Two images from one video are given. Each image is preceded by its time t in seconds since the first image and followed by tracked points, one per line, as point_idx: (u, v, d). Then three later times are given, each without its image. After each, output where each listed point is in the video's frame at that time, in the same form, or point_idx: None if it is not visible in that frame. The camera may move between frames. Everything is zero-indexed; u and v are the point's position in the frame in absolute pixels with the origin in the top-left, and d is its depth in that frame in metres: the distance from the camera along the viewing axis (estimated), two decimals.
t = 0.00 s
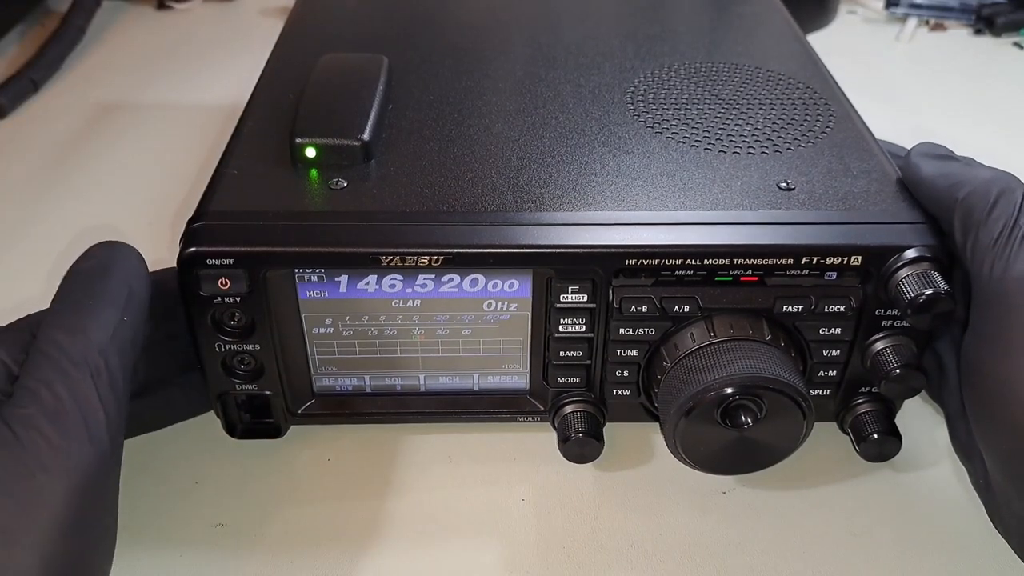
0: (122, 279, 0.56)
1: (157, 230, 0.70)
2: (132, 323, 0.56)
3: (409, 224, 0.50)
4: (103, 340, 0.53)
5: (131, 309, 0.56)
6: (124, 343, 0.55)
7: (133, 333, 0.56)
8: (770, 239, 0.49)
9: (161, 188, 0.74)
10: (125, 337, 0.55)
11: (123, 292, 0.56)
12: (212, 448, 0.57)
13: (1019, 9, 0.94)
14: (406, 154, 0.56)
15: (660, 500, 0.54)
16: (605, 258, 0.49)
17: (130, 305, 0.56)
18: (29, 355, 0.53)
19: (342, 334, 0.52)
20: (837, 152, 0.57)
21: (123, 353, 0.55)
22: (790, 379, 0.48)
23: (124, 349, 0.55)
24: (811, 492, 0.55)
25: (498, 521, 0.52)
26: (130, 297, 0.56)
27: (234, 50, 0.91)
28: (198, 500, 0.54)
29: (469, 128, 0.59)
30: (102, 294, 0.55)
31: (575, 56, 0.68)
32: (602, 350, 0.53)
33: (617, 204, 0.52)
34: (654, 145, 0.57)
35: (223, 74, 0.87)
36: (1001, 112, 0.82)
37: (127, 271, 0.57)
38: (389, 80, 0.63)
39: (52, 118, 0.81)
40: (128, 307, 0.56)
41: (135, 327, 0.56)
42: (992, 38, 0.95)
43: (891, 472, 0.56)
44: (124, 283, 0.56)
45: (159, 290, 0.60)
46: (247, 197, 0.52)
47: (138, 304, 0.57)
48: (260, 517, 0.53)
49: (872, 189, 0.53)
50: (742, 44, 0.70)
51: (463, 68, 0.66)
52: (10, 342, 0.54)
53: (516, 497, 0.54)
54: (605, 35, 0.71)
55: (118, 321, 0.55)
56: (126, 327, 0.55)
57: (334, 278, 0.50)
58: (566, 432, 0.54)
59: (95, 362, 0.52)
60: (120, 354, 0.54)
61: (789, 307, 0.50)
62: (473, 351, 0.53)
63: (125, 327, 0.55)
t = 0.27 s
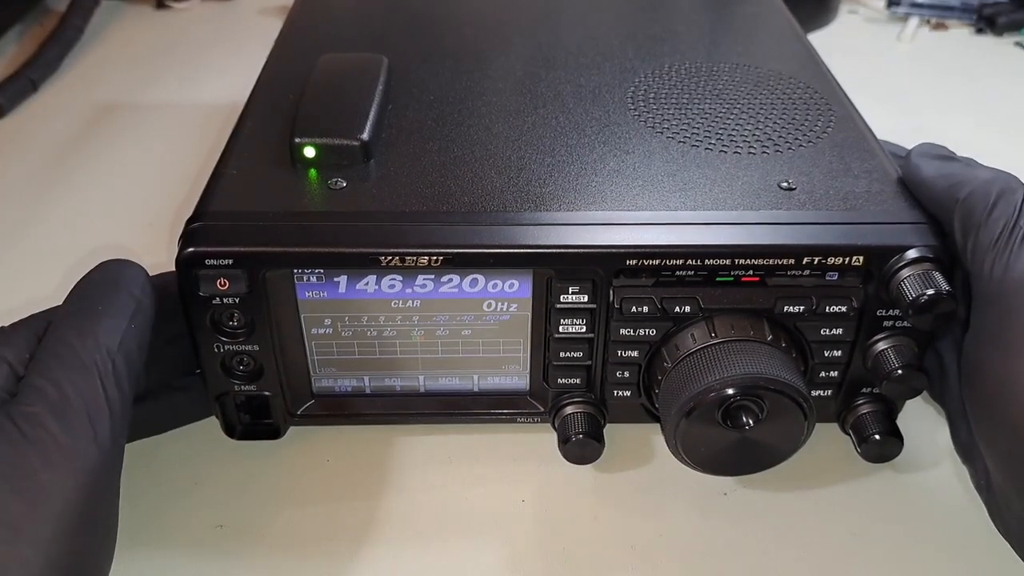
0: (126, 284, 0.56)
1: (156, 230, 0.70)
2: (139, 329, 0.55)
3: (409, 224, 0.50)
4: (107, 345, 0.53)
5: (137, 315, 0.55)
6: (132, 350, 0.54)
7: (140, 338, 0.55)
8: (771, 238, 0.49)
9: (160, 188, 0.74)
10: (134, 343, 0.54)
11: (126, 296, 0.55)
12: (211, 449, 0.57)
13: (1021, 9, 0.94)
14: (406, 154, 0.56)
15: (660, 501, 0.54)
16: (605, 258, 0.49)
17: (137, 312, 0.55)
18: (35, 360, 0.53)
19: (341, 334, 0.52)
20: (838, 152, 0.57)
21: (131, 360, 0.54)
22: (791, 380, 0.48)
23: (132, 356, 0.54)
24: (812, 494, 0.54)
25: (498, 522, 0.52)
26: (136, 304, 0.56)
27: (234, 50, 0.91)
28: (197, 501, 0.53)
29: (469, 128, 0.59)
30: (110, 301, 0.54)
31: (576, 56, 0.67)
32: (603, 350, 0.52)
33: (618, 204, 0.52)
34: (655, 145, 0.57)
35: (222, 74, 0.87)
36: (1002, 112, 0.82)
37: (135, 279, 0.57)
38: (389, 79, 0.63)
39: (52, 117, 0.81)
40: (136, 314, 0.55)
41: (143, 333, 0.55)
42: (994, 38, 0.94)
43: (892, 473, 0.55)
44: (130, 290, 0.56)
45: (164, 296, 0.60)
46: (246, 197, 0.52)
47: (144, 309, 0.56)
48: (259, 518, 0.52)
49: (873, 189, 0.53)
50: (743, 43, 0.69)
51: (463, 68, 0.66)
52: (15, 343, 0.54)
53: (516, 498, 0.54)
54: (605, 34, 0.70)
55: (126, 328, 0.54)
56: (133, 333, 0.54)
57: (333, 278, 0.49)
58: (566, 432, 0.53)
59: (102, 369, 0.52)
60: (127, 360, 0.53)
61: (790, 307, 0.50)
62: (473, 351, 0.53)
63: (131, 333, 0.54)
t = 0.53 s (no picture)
0: (128, 285, 0.56)
1: (157, 230, 0.70)
2: (140, 329, 0.55)
3: (409, 224, 0.50)
4: (109, 344, 0.53)
5: (138, 316, 0.56)
6: (133, 350, 0.54)
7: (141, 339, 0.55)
8: (770, 239, 0.49)
9: (161, 189, 0.74)
10: (135, 344, 0.54)
11: (127, 297, 0.55)
12: (213, 448, 0.57)
13: (1019, 9, 0.94)
14: (406, 154, 0.56)
15: (660, 501, 0.54)
16: (605, 259, 0.49)
17: (139, 312, 0.56)
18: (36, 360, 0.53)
19: (342, 334, 0.52)
20: (836, 153, 0.57)
21: (133, 360, 0.54)
22: (790, 379, 0.48)
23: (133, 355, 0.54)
24: (811, 493, 0.55)
25: (498, 521, 0.52)
26: (138, 305, 0.56)
27: (235, 50, 0.91)
28: (199, 500, 0.54)
29: (469, 128, 0.59)
30: (111, 301, 0.55)
31: (575, 56, 0.68)
32: (603, 350, 0.53)
33: (617, 204, 0.52)
34: (654, 145, 0.57)
35: (223, 75, 0.88)
36: (1000, 112, 0.83)
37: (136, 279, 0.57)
38: (389, 80, 0.63)
39: (53, 118, 0.82)
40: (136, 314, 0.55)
41: (144, 334, 0.55)
42: (992, 38, 0.95)
43: (890, 472, 0.56)
44: (132, 291, 0.56)
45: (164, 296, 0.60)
46: (247, 197, 0.52)
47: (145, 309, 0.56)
48: (260, 517, 0.53)
49: (871, 189, 0.53)
50: (742, 44, 0.70)
51: (463, 69, 0.66)
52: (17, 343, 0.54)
53: (516, 497, 0.54)
54: (605, 35, 0.71)
55: (127, 329, 0.54)
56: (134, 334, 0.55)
57: (334, 279, 0.50)
58: (565, 432, 0.54)
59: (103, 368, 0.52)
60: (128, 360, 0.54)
61: (789, 307, 0.50)
62: (473, 351, 0.53)
63: (133, 333, 0.54)
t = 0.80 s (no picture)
0: (128, 285, 0.56)
1: (157, 230, 0.70)
2: (141, 330, 0.55)
3: (409, 224, 0.50)
4: (110, 343, 0.53)
5: (138, 316, 0.56)
6: (134, 350, 0.54)
7: (142, 339, 0.55)
8: (770, 239, 0.49)
9: (161, 189, 0.74)
10: (135, 344, 0.54)
11: (128, 297, 0.55)
12: (213, 449, 0.57)
13: (1019, 9, 0.94)
14: (406, 155, 0.56)
15: (660, 501, 0.54)
16: (605, 258, 0.49)
17: (139, 313, 0.56)
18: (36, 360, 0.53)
19: (342, 334, 0.52)
20: (837, 153, 0.57)
21: (133, 361, 0.54)
22: (790, 379, 0.48)
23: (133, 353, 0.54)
24: (811, 493, 0.55)
25: (498, 521, 0.52)
26: (138, 304, 0.56)
27: (234, 50, 0.91)
28: (198, 500, 0.54)
29: (469, 128, 0.59)
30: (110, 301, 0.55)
31: (575, 56, 0.68)
32: (603, 350, 0.53)
33: (617, 204, 0.52)
34: (654, 145, 0.57)
35: (223, 75, 0.88)
36: (1000, 112, 0.83)
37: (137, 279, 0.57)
38: (389, 80, 0.63)
39: (53, 118, 0.82)
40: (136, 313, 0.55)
41: (145, 334, 0.55)
42: (992, 38, 0.95)
43: (890, 472, 0.56)
44: (133, 292, 0.56)
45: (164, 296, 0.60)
46: (248, 198, 0.52)
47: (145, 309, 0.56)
48: (260, 517, 0.53)
49: (871, 189, 0.53)
50: (742, 44, 0.70)
51: (463, 69, 0.66)
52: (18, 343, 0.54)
53: (517, 497, 0.54)
54: (605, 35, 0.71)
55: (127, 329, 0.54)
56: (135, 335, 0.54)
57: (334, 279, 0.50)
58: (565, 432, 0.54)
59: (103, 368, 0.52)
60: (130, 361, 0.54)
61: (789, 307, 0.50)
62: (474, 351, 0.53)
63: (133, 334, 0.54)
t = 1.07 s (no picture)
0: (129, 285, 0.56)
1: (157, 230, 0.70)
2: (141, 329, 0.55)
3: (409, 224, 0.50)
4: (111, 342, 0.53)
5: (140, 315, 0.55)
6: (135, 349, 0.54)
7: (142, 339, 0.55)
8: (770, 238, 0.49)
9: (161, 189, 0.74)
10: (136, 343, 0.54)
11: (129, 297, 0.55)
12: (213, 448, 0.57)
13: (1019, 9, 0.94)
14: (406, 155, 0.56)
15: (660, 501, 0.54)
16: (605, 258, 0.49)
17: (140, 312, 0.56)
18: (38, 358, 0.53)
19: (341, 334, 0.52)
20: (837, 153, 0.57)
21: (134, 360, 0.54)
22: (790, 379, 0.48)
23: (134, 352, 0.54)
24: (811, 492, 0.55)
25: (498, 521, 0.52)
26: (139, 304, 0.56)
27: (234, 50, 0.92)
28: (198, 500, 0.54)
29: (469, 128, 0.59)
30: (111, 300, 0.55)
31: (575, 56, 0.68)
32: (602, 350, 0.53)
33: (617, 204, 0.52)
34: (654, 145, 0.57)
35: (223, 75, 0.88)
36: (1000, 112, 0.83)
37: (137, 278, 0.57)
38: (390, 80, 0.63)
39: (53, 118, 0.82)
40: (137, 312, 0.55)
41: (145, 334, 0.55)
42: (992, 38, 0.95)
43: (890, 472, 0.56)
44: (133, 291, 0.56)
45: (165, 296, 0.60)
46: (248, 198, 0.52)
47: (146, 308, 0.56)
48: (260, 517, 0.53)
49: (871, 189, 0.53)
50: (742, 43, 0.70)
51: (463, 68, 0.66)
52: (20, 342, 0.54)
53: (517, 497, 0.54)
54: (605, 35, 0.71)
55: (128, 328, 0.54)
56: (136, 334, 0.54)
57: (334, 279, 0.50)
58: (566, 432, 0.54)
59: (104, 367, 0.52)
60: (130, 361, 0.54)
61: (789, 307, 0.50)
62: (473, 351, 0.53)
63: (134, 333, 0.54)
